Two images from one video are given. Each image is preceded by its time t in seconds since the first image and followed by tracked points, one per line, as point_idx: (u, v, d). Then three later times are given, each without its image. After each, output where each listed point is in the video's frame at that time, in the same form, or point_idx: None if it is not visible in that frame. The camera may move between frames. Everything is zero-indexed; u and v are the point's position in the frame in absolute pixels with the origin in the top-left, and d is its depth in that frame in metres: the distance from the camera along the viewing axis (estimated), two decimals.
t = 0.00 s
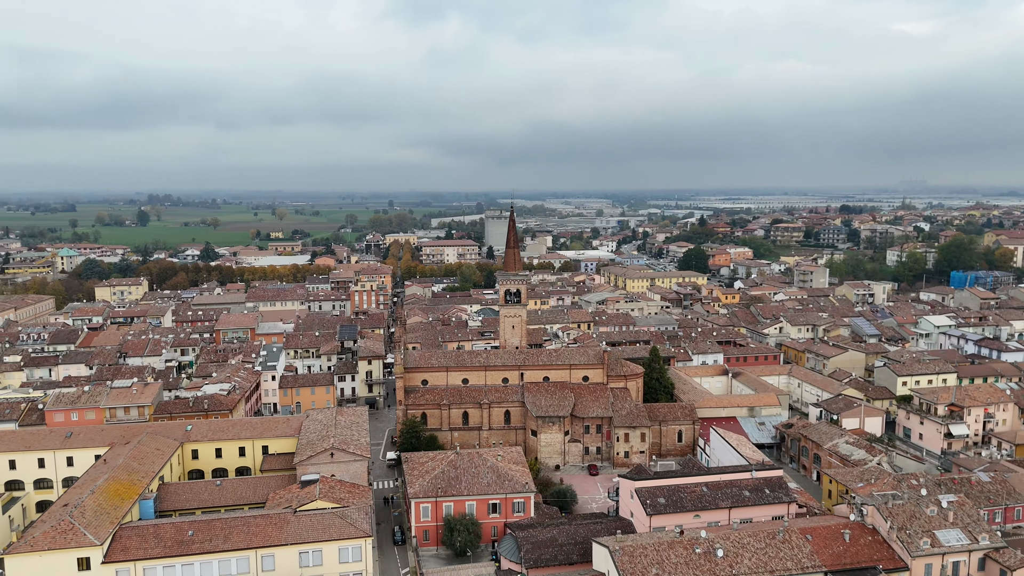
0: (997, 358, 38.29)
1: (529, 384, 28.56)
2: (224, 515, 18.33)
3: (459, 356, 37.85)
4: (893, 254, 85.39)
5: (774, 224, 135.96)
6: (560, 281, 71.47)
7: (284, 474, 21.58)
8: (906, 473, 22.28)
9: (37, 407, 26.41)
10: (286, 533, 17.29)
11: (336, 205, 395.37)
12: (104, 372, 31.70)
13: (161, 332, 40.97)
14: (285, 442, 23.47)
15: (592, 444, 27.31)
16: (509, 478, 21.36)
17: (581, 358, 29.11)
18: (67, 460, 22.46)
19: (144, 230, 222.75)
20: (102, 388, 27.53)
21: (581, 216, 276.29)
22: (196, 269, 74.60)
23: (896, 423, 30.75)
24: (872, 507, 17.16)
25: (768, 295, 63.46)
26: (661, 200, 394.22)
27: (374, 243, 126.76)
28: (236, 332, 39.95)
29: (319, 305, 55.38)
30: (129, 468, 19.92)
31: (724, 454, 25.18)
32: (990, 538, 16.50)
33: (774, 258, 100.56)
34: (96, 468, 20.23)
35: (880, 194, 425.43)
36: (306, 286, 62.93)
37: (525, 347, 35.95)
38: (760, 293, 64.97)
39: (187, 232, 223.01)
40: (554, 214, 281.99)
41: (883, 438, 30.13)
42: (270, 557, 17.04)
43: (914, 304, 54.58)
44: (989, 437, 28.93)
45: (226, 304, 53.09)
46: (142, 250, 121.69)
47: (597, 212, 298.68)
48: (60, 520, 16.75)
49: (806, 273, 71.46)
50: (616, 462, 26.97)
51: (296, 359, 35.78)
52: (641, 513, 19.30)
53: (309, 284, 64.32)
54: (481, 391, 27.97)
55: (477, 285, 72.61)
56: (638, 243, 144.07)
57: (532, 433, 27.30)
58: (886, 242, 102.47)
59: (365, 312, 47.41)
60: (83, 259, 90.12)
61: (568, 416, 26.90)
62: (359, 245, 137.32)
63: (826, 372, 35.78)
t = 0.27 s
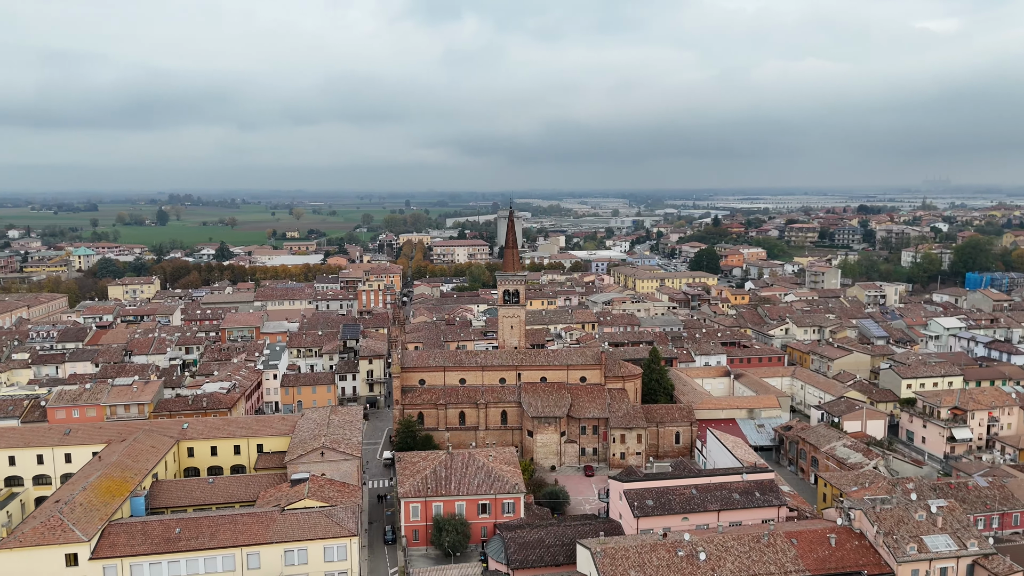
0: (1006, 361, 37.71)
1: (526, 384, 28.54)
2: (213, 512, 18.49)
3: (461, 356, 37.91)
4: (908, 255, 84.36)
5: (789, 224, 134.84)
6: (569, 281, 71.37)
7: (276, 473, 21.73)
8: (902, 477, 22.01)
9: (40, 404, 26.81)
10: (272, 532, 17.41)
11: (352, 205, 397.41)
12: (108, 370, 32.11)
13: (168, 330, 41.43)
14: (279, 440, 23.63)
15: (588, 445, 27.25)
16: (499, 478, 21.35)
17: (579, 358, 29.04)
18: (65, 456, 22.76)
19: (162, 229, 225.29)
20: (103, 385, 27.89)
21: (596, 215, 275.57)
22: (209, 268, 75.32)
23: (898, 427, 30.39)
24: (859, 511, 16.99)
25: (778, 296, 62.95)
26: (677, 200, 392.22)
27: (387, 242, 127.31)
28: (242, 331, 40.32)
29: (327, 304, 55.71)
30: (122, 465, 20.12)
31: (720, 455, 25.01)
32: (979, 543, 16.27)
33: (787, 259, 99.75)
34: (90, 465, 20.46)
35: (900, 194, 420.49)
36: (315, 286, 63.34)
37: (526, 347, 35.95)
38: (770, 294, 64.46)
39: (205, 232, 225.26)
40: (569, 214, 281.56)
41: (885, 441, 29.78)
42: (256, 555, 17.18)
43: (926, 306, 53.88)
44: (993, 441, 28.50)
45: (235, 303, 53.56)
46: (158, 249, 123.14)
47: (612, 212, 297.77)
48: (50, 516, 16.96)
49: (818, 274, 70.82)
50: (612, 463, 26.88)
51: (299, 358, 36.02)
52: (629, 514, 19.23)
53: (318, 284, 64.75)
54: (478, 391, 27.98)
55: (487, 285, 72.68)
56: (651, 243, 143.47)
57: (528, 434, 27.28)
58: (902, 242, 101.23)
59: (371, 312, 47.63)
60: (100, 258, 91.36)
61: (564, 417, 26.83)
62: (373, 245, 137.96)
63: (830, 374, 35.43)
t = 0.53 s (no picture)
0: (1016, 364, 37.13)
1: (523, 385, 28.54)
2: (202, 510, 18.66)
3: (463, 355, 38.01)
4: (923, 256, 83.34)
5: (804, 225, 133.66)
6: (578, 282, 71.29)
7: (269, 471, 21.89)
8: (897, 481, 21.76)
9: (43, 401, 27.24)
10: (258, 529, 17.54)
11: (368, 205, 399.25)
12: (113, 368, 32.56)
13: (176, 329, 41.90)
14: (274, 439, 23.79)
15: (585, 446, 27.19)
16: (489, 478, 21.36)
17: (576, 359, 28.97)
18: (64, 453, 23.05)
19: (180, 229, 227.66)
20: (105, 383, 28.28)
21: (611, 215, 274.78)
22: (221, 267, 76.06)
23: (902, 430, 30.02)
24: (845, 515, 16.82)
25: (789, 297, 62.45)
26: (693, 200, 390.06)
27: (400, 242, 127.87)
28: (247, 330, 40.71)
29: (334, 303, 56.03)
30: (116, 462, 20.36)
31: (715, 457, 24.86)
32: (967, 550, 16.04)
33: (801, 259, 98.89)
34: (86, 461, 20.71)
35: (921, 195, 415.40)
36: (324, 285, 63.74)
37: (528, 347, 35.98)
38: (780, 295, 63.98)
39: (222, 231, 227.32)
40: (585, 214, 281.02)
41: (887, 444, 29.44)
42: (242, 553, 17.33)
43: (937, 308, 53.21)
44: (997, 446, 28.07)
45: (244, 302, 54.03)
46: (175, 248, 124.48)
47: (627, 212, 296.73)
48: (41, 512, 17.21)
49: (830, 275, 70.17)
50: (607, 464, 26.82)
51: (302, 357, 36.29)
52: (617, 516, 19.17)
53: (327, 284, 65.15)
54: (474, 390, 28.01)
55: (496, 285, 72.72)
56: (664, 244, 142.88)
57: (524, 434, 27.27)
58: (918, 243, 99.96)
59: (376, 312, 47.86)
60: (116, 256, 92.51)
61: (560, 417, 26.77)
62: (386, 245, 138.58)
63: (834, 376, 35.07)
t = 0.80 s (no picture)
0: None
1: (520, 385, 28.53)
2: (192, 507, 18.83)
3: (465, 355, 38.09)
4: (939, 257, 82.26)
5: (820, 225, 132.36)
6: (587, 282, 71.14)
7: (262, 470, 22.05)
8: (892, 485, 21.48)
9: (46, 398, 27.65)
10: (245, 528, 17.68)
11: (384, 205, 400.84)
12: (117, 366, 33.00)
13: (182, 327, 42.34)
14: (269, 438, 23.96)
15: (581, 447, 27.13)
16: (480, 478, 21.37)
17: (574, 360, 28.92)
18: (63, 450, 23.39)
19: (198, 228, 229.94)
20: (108, 381, 28.67)
21: (626, 215, 273.82)
22: (233, 267, 76.77)
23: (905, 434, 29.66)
24: (832, 519, 16.65)
25: (799, 298, 61.93)
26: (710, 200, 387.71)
27: (412, 241, 128.29)
28: (253, 329, 41.09)
29: (342, 303, 56.32)
30: (110, 459, 20.59)
31: (710, 459, 24.71)
32: (954, 556, 15.81)
33: (815, 260, 98.00)
34: (82, 458, 20.98)
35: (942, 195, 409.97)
36: (333, 285, 64.06)
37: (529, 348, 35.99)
38: (790, 295, 63.46)
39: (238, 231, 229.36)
40: (600, 214, 280.25)
41: (889, 448, 29.09)
42: (228, 550, 17.47)
43: (949, 309, 52.53)
44: (1001, 450, 27.65)
45: (253, 301, 54.52)
46: (191, 247, 125.76)
47: (642, 212, 295.53)
48: (32, 508, 17.45)
49: (841, 277, 69.49)
50: (604, 466, 26.74)
51: (305, 357, 36.56)
52: (604, 519, 19.11)
53: (336, 283, 65.53)
54: (472, 391, 28.04)
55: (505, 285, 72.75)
56: (677, 244, 142.16)
57: (520, 434, 27.27)
58: (935, 243, 98.66)
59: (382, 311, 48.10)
60: (132, 255, 93.66)
61: (556, 418, 26.72)
62: (399, 244, 139.09)
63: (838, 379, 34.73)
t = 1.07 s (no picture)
0: None
1: (517, 386, 28.52)
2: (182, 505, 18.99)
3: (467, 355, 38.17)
4: (955, 258, 81.12)
5: (836, 225, 130.99)
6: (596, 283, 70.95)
7: (255, 468, 22.21)
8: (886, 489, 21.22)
9: (49, 395, 28.05)
10: (232, 526, 17.81)
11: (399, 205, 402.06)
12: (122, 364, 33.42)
13: (189, 326, 42.77)
14: (264, 436, 24.12)
15: (577, 448, 27.08)
16: (470, 478, 21.39)
17: (571, 361, 28.86)
18: (62, 447, 23.73)
19: (215, 227, 231.92)
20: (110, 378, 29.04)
21: (641, 215, 272.60)
22: (245, 266, 77.38)
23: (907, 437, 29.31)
24: (818, 523, 16.49)
25: (809, 300, 61.36)
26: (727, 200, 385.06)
27: (425, 241, 128.57)
28: (258, 328, 41.42)
29: (350, 302, 56.57)
30: (104, 457, 20.83)
31: (705, 462, 24.55)
32: (941, 562, 15.57)
33: (829, 261, 97.03)
34: (77, 456, 21.24)
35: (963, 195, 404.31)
36: (342, 284, 64.34)
37: (530, 348, 35.98)
38: (801, 297, 62.88)
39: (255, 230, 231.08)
40: (616, 214, 279.40)
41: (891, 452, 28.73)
42: (215, 548, 17.61)
43: (961, 312, 51.81)
44: (1004, 454, 27.22)
45: (261, 300, 54.95)
46: (206, 246, 126.84)
47: (658, 212, 294.07)
48: (24, 504, 17.69)
49: (854, 278, 68.74)
50: (600, 467, 26.67)
51: (308, 355, 36.81)
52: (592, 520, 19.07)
53: (345, 283, 65.86)
54: (469, 391, 28.07)
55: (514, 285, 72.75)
56: (691, 245, 141.28)
57: (516, 435, 27.27)
58: (952, 244, 97.28)
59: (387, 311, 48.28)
60: (148, 254, 94.84)
61: (552, 419, 26.67)
62: (412, 244, 139.47)
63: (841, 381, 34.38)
